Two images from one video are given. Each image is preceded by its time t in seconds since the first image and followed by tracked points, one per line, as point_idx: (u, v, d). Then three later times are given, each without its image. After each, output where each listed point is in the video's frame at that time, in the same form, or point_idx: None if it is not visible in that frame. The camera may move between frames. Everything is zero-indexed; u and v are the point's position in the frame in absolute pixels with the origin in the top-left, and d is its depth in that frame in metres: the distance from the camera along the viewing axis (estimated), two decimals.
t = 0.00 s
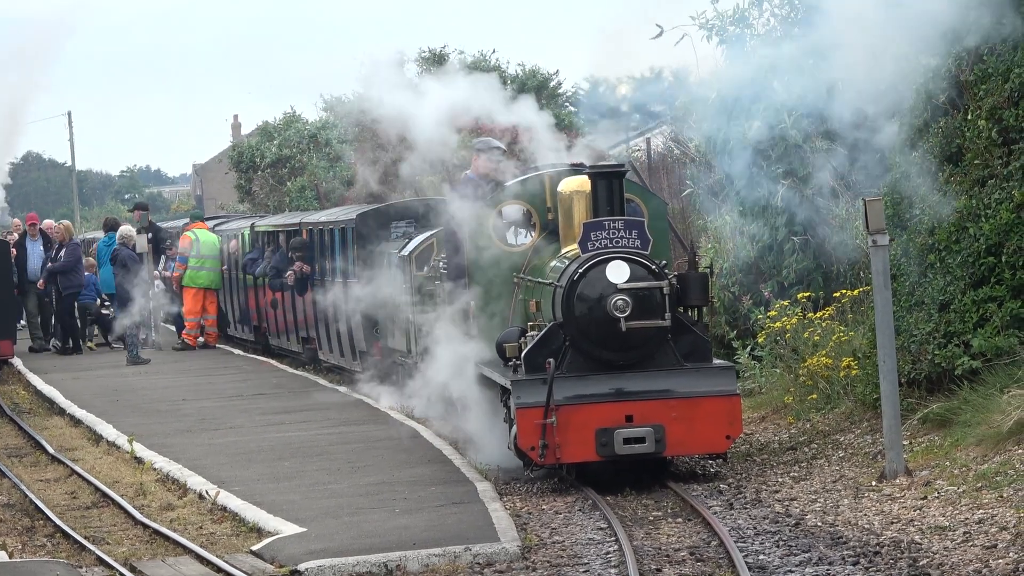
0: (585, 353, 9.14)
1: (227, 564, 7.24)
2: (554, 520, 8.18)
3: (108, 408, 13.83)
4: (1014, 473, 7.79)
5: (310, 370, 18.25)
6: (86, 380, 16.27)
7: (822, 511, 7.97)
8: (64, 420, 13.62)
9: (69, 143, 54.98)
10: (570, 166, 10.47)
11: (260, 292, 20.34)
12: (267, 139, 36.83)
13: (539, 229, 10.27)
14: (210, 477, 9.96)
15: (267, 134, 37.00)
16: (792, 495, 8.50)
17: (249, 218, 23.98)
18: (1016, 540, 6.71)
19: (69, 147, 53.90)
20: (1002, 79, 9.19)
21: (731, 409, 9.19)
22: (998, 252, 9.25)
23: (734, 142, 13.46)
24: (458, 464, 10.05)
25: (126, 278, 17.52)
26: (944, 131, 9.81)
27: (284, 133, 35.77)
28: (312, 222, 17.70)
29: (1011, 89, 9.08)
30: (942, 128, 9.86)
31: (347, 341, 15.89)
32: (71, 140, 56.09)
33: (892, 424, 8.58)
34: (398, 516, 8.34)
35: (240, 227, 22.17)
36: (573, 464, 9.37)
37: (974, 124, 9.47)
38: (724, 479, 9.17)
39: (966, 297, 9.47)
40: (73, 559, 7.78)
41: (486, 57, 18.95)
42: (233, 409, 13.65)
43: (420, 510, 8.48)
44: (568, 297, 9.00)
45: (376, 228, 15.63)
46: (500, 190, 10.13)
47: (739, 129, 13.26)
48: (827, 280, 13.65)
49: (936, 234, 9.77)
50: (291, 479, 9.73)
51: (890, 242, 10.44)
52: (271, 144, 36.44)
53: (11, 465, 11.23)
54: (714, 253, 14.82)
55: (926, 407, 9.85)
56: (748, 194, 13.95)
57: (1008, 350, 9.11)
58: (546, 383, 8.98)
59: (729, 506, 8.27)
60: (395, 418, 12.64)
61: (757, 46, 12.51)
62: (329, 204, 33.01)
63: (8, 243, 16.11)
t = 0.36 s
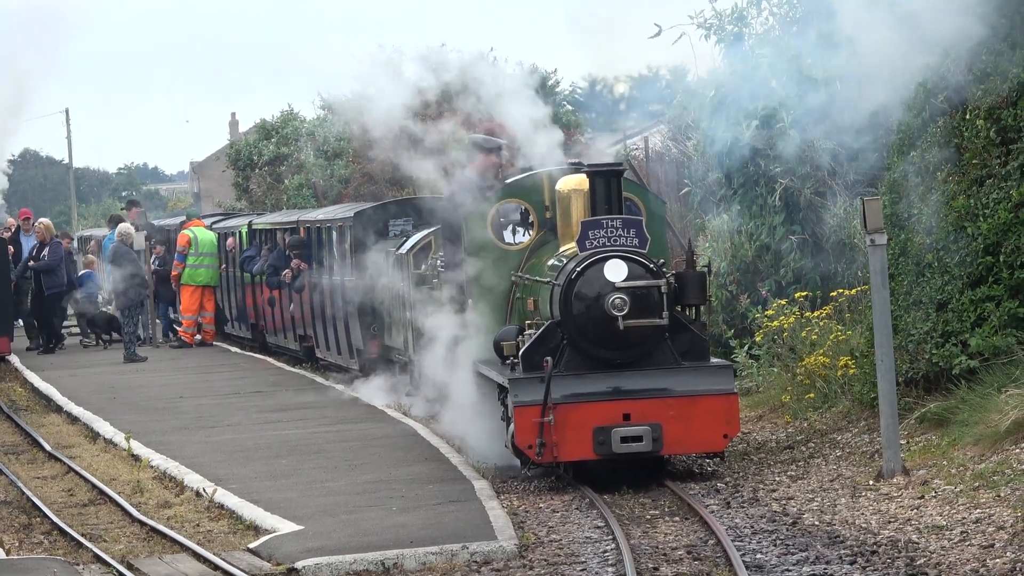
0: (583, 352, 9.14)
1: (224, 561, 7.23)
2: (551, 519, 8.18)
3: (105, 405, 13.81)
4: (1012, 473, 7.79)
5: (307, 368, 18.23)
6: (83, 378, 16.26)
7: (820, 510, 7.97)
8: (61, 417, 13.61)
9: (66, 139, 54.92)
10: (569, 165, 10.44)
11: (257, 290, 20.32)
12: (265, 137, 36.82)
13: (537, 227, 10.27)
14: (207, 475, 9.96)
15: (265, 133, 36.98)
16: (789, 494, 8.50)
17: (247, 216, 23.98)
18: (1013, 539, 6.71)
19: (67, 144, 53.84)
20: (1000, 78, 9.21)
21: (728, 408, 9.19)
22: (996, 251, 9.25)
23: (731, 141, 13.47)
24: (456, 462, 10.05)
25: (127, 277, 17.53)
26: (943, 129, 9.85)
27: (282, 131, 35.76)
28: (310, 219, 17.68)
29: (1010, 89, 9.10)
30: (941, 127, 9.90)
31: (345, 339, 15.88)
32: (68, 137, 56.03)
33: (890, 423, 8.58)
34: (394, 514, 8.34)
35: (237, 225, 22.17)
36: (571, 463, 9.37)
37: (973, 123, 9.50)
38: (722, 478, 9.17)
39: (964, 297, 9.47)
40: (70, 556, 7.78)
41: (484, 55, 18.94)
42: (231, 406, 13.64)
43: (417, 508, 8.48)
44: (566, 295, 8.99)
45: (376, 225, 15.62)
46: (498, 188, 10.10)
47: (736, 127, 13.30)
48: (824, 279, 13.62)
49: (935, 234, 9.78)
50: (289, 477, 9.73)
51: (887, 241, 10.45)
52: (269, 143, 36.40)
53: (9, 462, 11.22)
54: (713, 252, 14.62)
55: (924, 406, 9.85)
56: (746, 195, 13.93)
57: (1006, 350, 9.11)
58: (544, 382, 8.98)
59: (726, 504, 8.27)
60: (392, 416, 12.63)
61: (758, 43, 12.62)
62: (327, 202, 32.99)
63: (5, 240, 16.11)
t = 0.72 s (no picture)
0: (582, 349, 9.13)
1: (224, 558, 7.23)
2: (550, 515, 8.18)
3: (105, 402, 13.81)
4: (1011, 470, 7.80)
5: (306, 365, 18.23)
6: (82, 374, 16.26)
7: (819, 507, 7.97)
8: (60, 414, 13.60)
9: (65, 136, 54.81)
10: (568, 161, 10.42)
11: (256, 287, 20.32)
12: (265, 133, 36.79)
13: (536, 224, 10.26)
14: (207, 471, 9.95)
15: (264, 129, 36.96)
16: (788, 491, 8.50)
17: (246, 212, 23.96)
18: (1013, 536, 6.71)
19: (66, 140, 53.74)
20: (999, 76, 9.20)
21: (728, 405, 9.19)
22: (995, 248, 9.25)
23: (730, 138, 13.53)
24: (455, 459, 10.05)
25: (125, 273, 17.52)
26: (942, 127, 9.83)
27: (281, 127, 35.74)
28: (309, 216, 17.66)
29: (1009, 86, 9.09)
30: (940, 124, 9.89)
31: (344, 336, 15.87)
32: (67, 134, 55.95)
33: (889, 420, 8.57)
34: (393, 511, 8.34)
35: (236, 221, 22.16)
36: (569, 459, 9.37)
37: (972, 121, 9.49)
38: (721, 475, 9.18)
39: (963, 294, 9.46)
40: (70, 553, 7.77)
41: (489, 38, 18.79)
42: (230, 403, 13.64)
43: (416, 505, 8.48)
44: (566, 292, 8.95)
45: (376, 222, 15.60)
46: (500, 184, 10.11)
47: (735, 124, 13.38)
48: (823, 276, 13.59)
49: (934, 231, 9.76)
50: (288, 473, 9.73)
51: (886, 238, 10.43)
52: (268, 139, 36.36)
53: (8, 459, 11.22)
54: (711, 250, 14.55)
55: (923, 403, 9.84)
56: (746, 192, 13.93)
57: (1005, 347, 9.11)
58: (544, 379, 8.97)
59: (725, 501, 8.27)
60: (391, 413, 12.63)
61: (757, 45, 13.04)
62: (326, 199, 32.97)
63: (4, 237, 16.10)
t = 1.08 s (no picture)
0: (583, 348, 9.13)
1: (224, 556, 7.23)
2: (550, 514, 8.18)
3: (105, 399, 13.80)
4: (1011, 470, 7.80)
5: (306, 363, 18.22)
6: (82, 371, 16.25)
7: (818, 507, 7.97)
8: (60, 411, 13.60)
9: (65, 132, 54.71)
10: (568, 160, 10.41)
11: (256, 284, 20.32)
12: (266, 130, 36.75)
13: (537, 223, 10.26)
14: (207, 469, 9.95)
15: (265, 126, 36.92)
16: (788, 491, 8.50)
17: (246, 210, 23.95)
18: (1012, 537, 6.72)
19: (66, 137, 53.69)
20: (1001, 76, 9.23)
21: (728, 404, 9.20)
22: (996, 249, 9.21)
23: (731, 136, 13.59)
24: (455, 458, 10.04)
25: (125, 268, 17.49)
26: (943, 128, 9.85)
27: (282, 125, 35.72)
28: (310, 214, 17.65)
29: (1010, 87, 9.11)
30: (940, 125, 9.91)
31: (344, 334, 15.86)
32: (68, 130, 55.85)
33: (889, 421, 8.57)
34: (393, 508, 8.34)
35: (237, 219, 22.16)
36: (569, 458, 9.37)
37: (973, 121, 9.50)
38: (721, 474, 9.18)
39: (963, 294, 9.43)
40: (69, 550, 7.77)
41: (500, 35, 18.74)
42: (230, 400, 13.64)
43: (416, 503, 8.48)
44: (566, 290, 8.94)
45: (377, 221, 15.62)
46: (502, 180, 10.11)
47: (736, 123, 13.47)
48: (824, 276, 13.57)
49: (934, 231, 9.74)
50: (288, 471, 9.72)
51: (886, 238, 10.41)
52: (269, 136, 36.32)
53: (7, 456, 11.21)
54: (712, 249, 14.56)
55: (922, 403, 9.83)
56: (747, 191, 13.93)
57: (1005, 347, 9.10)
58: (544, 377, 8.97)
59: (725, 501, 8.27)
60: (391, 410, 12.64)
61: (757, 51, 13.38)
62: (326, 197, 32.91)
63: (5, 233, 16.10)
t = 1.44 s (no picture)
0: (585, 345, 9.13)
1: (226, 553, 7.23)
2: (552, 511, 8.18)
3: (106, 396, 13.81)
4: (1014, 468, 7.79)
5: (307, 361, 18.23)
6: (84, 368, 16.26)
7: (821, 504, 7.97)
8: (62, 408, 13.61)
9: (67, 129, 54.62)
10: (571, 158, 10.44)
11: (258, 281, 20.32)
12: (267, 128, 36.65)
13: (539, 220, 10.28)
14: (209, 466, 9.95)
15: (267, 124, 36.83)
16: (790, 488, 8.50)
17: (248, 207, 23.96)
18: (1014, 534, 6.72)
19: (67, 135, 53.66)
20: (1004, 74, 9.24)
21: (730, 402, 9.19)
22: (998, 247, 9.16)
23: (733, 134, 13.62)
24: (457, 455, 10.05)
25: (128, 265, 17.50)
26: (946, 126, 9.86)
27: (284, 123, 35.71)
28: (313, 211, 17.65)
29: (1013, 84, 9.12)
30: (942, 122, 9.93)
31: (346, 331, 15.87)
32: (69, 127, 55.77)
33: (891, 418, 8.57)
34: (396, 506, 8.34)
35: (239, 216, 22.17)
36: (571, 456, 9.37)
37: (976, 119, 9.51)
38: (723, 472, 9.18)
39: (966, 292, 9.39)
40: (71, 546, 7.78)
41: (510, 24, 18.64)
42: (232, 398, 13.64)
43: (419, 500, 8.48)
44: (569, 288, 8.95)
45: (378, 219, 15.60)
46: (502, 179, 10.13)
47: (738, 120, 13.49)
48: (826, 274, 13.56)
49: (936, 229, 9.71)
50: (290, 468, 9.73)
51: (888, 236, 10.40)
52: (271, 134, 36.25)
53: (10, 453, 11.21)
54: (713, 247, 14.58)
55: (925, 401, 9.84)
56: (749, 189, 13.95)
57: (1007, 345, 9.08)
58: (546, 374, 8.97)
59: (727, 498, 8.27)
60: (393, 408, 12.64)
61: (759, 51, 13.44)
62: (328, 194, 32.87)
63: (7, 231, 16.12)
